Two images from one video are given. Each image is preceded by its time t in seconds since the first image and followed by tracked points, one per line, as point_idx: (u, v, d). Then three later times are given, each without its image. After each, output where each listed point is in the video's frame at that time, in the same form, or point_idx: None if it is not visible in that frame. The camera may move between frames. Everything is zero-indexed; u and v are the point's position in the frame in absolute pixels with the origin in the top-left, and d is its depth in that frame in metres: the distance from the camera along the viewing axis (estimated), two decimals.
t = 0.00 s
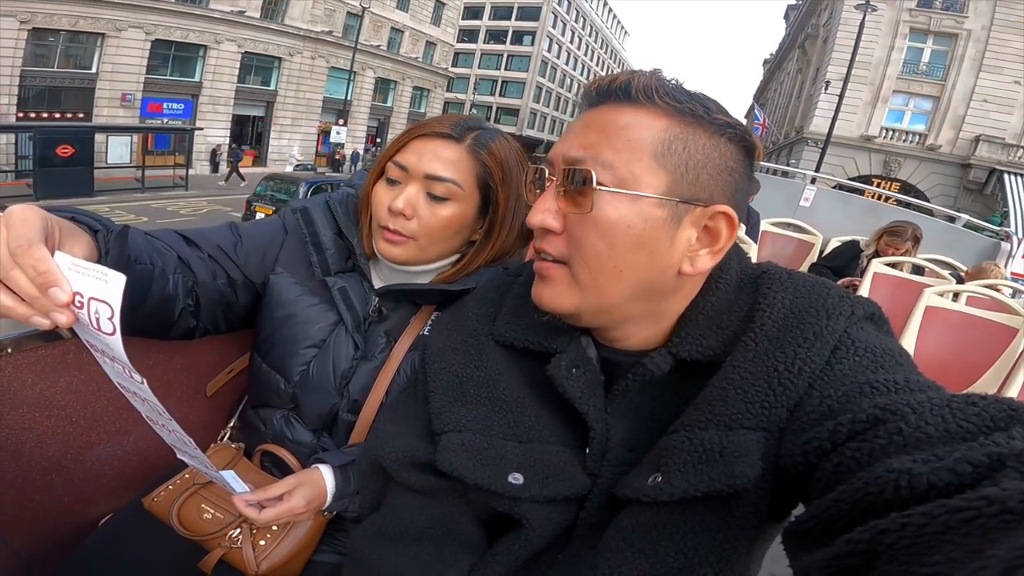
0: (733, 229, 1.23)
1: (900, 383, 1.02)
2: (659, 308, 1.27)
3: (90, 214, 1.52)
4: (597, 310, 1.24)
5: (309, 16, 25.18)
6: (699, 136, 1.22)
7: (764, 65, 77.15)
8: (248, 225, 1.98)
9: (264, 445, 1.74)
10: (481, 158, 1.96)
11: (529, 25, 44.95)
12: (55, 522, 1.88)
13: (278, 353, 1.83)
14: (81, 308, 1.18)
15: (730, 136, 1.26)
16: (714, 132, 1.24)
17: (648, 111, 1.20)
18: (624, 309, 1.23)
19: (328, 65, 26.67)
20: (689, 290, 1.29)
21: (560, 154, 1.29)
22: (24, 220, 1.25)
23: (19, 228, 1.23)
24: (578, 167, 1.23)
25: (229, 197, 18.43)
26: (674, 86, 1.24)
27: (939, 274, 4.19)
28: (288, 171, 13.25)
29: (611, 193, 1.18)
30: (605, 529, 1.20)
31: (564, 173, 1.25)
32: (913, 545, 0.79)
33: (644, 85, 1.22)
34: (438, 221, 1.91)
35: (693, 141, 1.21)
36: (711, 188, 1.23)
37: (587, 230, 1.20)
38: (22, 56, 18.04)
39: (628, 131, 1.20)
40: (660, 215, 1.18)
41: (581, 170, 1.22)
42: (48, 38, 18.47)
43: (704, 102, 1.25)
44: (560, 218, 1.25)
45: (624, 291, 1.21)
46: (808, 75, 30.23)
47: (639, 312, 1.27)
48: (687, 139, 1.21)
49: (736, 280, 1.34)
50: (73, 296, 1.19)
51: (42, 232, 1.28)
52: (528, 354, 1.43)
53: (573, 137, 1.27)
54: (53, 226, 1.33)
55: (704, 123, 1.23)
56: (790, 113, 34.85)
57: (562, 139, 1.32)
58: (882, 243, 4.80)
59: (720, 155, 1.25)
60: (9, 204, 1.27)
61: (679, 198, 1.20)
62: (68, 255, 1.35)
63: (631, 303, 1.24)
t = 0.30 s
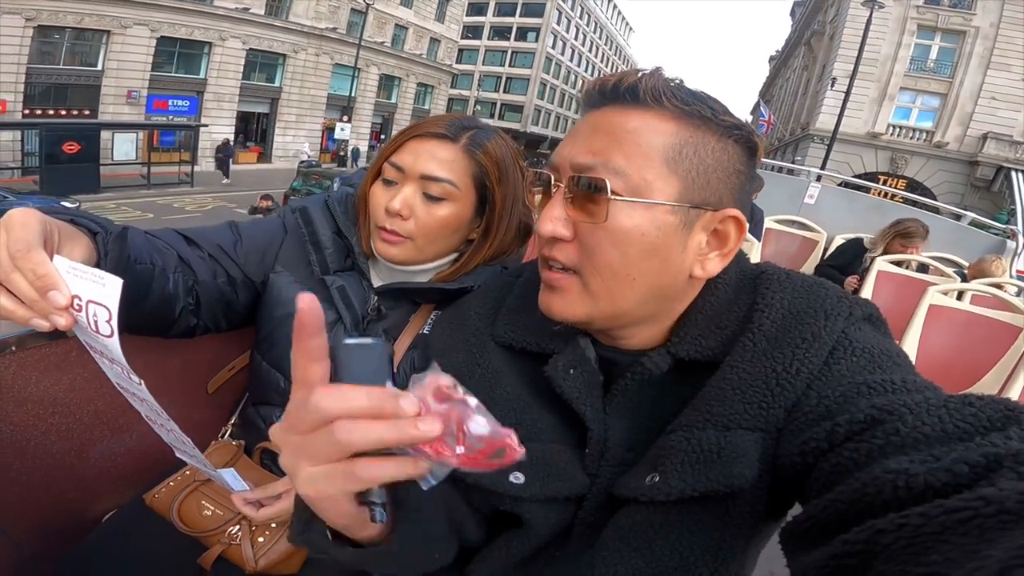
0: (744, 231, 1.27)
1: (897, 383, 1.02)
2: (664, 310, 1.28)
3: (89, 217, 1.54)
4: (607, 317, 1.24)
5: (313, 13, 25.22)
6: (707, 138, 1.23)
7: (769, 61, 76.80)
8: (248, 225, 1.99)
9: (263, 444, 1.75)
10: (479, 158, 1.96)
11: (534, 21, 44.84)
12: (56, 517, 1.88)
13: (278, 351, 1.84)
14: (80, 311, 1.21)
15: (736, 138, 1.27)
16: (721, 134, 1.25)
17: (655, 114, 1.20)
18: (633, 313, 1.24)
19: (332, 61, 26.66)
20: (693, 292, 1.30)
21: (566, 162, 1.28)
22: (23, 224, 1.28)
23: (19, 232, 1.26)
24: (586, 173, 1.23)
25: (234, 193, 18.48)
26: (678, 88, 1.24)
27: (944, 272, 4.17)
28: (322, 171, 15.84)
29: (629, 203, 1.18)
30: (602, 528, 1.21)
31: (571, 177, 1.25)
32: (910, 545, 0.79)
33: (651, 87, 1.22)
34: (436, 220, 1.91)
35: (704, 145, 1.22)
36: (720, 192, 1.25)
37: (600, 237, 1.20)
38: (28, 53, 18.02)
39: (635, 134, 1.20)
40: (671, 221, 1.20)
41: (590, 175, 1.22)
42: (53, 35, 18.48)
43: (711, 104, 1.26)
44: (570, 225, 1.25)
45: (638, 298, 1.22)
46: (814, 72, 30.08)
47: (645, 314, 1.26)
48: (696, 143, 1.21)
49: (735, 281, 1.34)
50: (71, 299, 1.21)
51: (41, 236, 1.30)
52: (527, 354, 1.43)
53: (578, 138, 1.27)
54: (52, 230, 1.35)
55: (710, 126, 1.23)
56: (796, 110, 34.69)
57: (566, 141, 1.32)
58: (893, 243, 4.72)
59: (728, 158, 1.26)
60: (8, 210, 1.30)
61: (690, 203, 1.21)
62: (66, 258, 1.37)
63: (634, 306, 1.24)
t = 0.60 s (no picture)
0: (736, 226, 1.25)
1: (898, 385, 1.02)
2: (656, 306, 1.27)
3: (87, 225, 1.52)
4: (597, 312, 1.24)
5: (311, 9, 25.12)
6: (701, 134, 1.23)
7: (768, 56, 76.75)
8: (246, 226, 1.99)
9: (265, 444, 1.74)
10: (474, 154, 1.96)
11: (532, 16, 44.71)
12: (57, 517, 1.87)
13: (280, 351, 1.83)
14: (82, 324, 1.15)
15: (732, 135, 1.27)
16: (716, 131, 1.25)
17: (647, 112, 1.20)
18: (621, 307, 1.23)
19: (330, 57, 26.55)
20: (687, 289, 1.29)
21: (559, 154, 1.29)
22: (23, 234, 1.24)
23: (19, 243, 1.22)
24: (579, 169, 1.23)
25: (232, 190, 18.43)
26: (672, 87, 1.25)
27: (944, 269, 4.18)
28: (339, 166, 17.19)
29: (612, 194, 1.19)
30: (604, 530, 1.21)
31: (565, 174, 1.25)
32: (910, 547, 0.79)
33: (644, 85, 1.22)
34: (431, 217, 1.90)
35: (695, 139, 1.22)
36: (714, 189, 1.24)
37: (589, 232, 1.20)
38: (23, 49, 17.87)
39: (628, 131, 1.20)
40: (660, 215, 1.19)
41: (581, 172, 1.22)
42: (49, 31, 18.37)
43: (704, 102, 1.26)
44: (562, 220, 1.25)
45: (620, 290, 1.21)
46: (813, 67, 30.04)
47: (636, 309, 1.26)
48: (688, 138, 1.21)
49: (737, 281, 1.33)
50: (73, 311, 1.16)
51: (41, 247, 1.27)
52: (527, 356, 1.43)
53: (574, 139, 1.27)
54: (52, 240, 1.32)
55: (703, 122, 1.24)
56: (794, 105, 34.70)
57: (562, 142, 1.32)
58: (898, 239, 4.72)
59: (722, 156, 1.25)
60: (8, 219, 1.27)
61: (681, 198, 1.21)
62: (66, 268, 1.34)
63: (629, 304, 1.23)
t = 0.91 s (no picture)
0: (701, 240, 1.19)
1: (899, 383, 1.02)
2: (633, 305, 1.29)
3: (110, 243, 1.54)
4: (562, 302, 1.30)
5: (311, 14, 25.21)
6: (678, 136, 1.21)
7: (767, 61, 76.97)
8: (251, 228, 2.00)
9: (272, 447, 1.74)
10: (459, 150, 1.90)
11: (532, 21, 44.84)
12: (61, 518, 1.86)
13: (284, 352, 1.83)
14: (121, 346, 1.21)
15: (716, 137, 1.22)
16: (700, 133, 1.22)
17: (624, 115, 1.23)
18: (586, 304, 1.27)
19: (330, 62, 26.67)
20: (669, 290, 1.28)
21: (551, 148, 1.35)
22: (61, 257, 1.28)
23: (57, 267, 1.25)
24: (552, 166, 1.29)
25: (232, 194, 18.47)
26: (664, 87, 1.25)
27: (943, 270, 4.18)
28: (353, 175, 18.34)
29: (573, 195, 1.24)
30: (604, 528, 1.21)
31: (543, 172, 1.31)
32: (911, 545, 0.79)
33: (629, 86, 1.24)
34: (418, 212, 1.88)
35: (663, 142, 1.21)
36: (706, 189, 1.23)
37: (552, 230, 1.26)
38: (24, 54, 18.01)
39: (617, 132, 1.22)
40: (616, 217, 1.22)
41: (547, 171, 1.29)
42: (50, 36, 18.45)
43: (687, 102, 1.24)
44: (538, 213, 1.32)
45: (582, 283, 1.25)
46: (812, 71, 30.11)
47: (613, 303, 1.29)
48: (658, 140, 1.21)
49: (738, 280, 1.33)
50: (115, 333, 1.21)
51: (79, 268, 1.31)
52: (528, 353, 1.42)
53: (567, 140, 1.29)
54: (90, 263, 1.37)
55: (679, 123, 1.22)
56: (794, 108, 34.79)
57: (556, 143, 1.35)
58: (898, 239, 4.73)
59: (699, 159, 1.21)
60: (47, 243, 1.31)
61: (641, 200, 1.21)
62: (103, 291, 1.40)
63: (600, 299, 1.27)
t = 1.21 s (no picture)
0: (695, 251, 1.18)
1: (900, 382, 1.03)
2: (630, 308, 1.28)
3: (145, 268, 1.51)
4: (557, 309, 1.31)
5: (313, 15, 25.28)
6: (674, 142, 1.20)
7: (768, 65, 77.14)
8: (254, 229, 1.99)
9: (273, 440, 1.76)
10: (458, 146, 1.90)
11: (533, 24, 44.93)
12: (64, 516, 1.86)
13: (286, 349, 1.84)
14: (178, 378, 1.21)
15: (712, 142, 1.20)
16: (688, 141, 1.20)
17: (621, 120, 1.21)
18: (579, 309, 1.28)
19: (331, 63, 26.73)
20: (666, 292, 1.28)
21: (545, 148, 1.34)
22: (110, 292, 1.26)
23: (109, 302, 1.23)
24: (541, 173, 1.29)
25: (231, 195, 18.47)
26: (662, 90, 1.23)
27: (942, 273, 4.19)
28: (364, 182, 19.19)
29: (564, 204, 1.24)
30: (602, 527, 1.22)
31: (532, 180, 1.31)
32: (915, 545, 0.80)
33: (622, 87, 1.23)
34: (416, 208, 1.87)
35: (656, 148, 1.20)
36: (703, 194, 1.21)
37: (545, 237, 1.26)
38: (27, 54, 18.02)
39: (618, 133, 1.20)
40: (608, 228, 1.21)
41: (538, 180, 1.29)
42: (53, 36, 18.47)
43: (682, 104, 1.22)
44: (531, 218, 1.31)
45: (577, 283, 1.25)
46: (812, 75, 30.21)
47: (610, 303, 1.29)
48: (650, 145, 1.20)
49: (737, 279, 1.34)
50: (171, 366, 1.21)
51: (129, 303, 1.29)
52: (525, 353, 1.43)
53: (560, 143, 1.29)
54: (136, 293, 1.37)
55: (673, 128, 1.20)
56: (794, 112, 34.85)
57: (550, 145, 1.34)
58: (896, 242, 4.75)
59: (693, 166, 1.20)
60: (97, 277, 1.29)
61: (632, 211, 1.21)
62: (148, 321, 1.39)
63: (590, 307, 1.28)
